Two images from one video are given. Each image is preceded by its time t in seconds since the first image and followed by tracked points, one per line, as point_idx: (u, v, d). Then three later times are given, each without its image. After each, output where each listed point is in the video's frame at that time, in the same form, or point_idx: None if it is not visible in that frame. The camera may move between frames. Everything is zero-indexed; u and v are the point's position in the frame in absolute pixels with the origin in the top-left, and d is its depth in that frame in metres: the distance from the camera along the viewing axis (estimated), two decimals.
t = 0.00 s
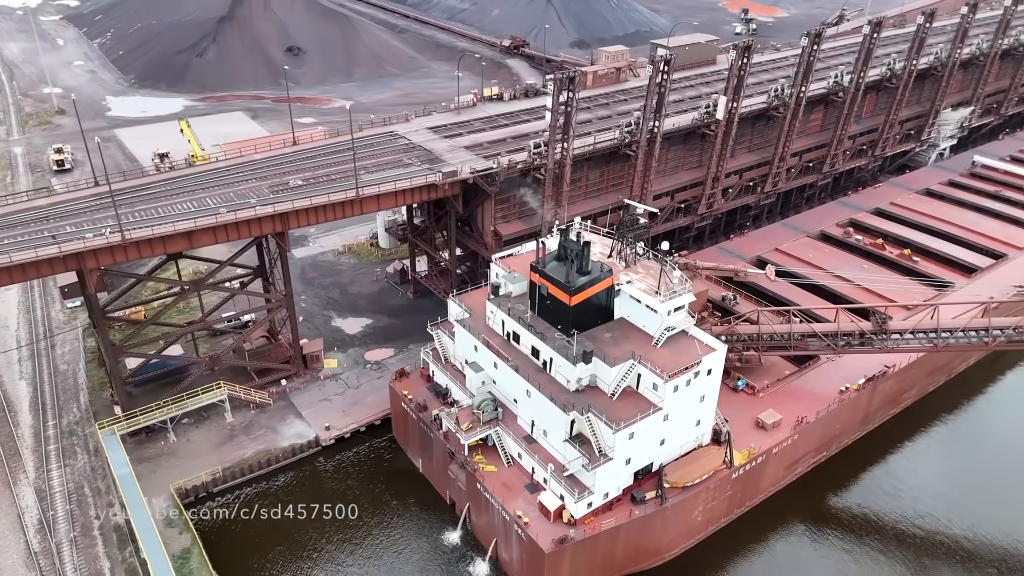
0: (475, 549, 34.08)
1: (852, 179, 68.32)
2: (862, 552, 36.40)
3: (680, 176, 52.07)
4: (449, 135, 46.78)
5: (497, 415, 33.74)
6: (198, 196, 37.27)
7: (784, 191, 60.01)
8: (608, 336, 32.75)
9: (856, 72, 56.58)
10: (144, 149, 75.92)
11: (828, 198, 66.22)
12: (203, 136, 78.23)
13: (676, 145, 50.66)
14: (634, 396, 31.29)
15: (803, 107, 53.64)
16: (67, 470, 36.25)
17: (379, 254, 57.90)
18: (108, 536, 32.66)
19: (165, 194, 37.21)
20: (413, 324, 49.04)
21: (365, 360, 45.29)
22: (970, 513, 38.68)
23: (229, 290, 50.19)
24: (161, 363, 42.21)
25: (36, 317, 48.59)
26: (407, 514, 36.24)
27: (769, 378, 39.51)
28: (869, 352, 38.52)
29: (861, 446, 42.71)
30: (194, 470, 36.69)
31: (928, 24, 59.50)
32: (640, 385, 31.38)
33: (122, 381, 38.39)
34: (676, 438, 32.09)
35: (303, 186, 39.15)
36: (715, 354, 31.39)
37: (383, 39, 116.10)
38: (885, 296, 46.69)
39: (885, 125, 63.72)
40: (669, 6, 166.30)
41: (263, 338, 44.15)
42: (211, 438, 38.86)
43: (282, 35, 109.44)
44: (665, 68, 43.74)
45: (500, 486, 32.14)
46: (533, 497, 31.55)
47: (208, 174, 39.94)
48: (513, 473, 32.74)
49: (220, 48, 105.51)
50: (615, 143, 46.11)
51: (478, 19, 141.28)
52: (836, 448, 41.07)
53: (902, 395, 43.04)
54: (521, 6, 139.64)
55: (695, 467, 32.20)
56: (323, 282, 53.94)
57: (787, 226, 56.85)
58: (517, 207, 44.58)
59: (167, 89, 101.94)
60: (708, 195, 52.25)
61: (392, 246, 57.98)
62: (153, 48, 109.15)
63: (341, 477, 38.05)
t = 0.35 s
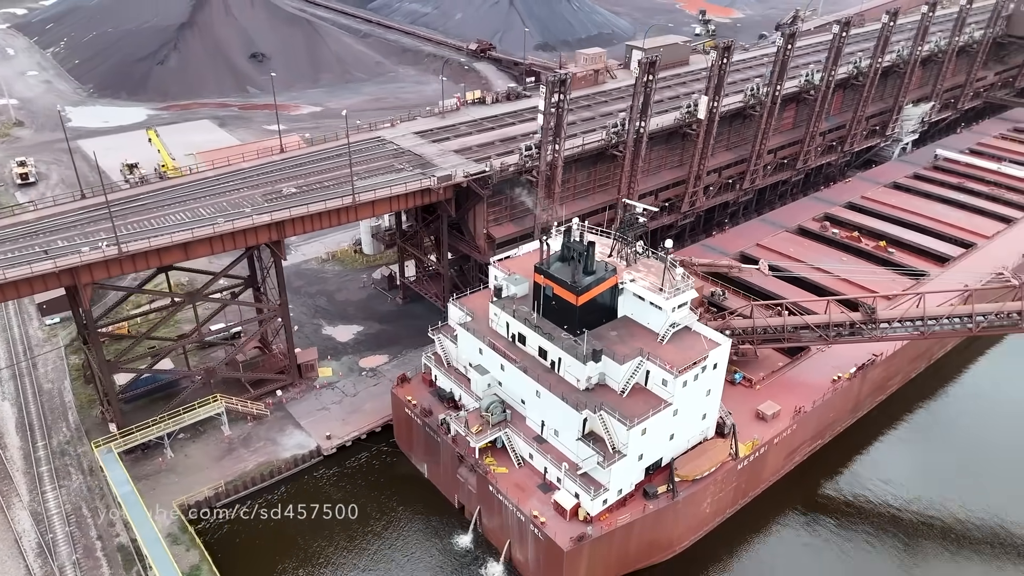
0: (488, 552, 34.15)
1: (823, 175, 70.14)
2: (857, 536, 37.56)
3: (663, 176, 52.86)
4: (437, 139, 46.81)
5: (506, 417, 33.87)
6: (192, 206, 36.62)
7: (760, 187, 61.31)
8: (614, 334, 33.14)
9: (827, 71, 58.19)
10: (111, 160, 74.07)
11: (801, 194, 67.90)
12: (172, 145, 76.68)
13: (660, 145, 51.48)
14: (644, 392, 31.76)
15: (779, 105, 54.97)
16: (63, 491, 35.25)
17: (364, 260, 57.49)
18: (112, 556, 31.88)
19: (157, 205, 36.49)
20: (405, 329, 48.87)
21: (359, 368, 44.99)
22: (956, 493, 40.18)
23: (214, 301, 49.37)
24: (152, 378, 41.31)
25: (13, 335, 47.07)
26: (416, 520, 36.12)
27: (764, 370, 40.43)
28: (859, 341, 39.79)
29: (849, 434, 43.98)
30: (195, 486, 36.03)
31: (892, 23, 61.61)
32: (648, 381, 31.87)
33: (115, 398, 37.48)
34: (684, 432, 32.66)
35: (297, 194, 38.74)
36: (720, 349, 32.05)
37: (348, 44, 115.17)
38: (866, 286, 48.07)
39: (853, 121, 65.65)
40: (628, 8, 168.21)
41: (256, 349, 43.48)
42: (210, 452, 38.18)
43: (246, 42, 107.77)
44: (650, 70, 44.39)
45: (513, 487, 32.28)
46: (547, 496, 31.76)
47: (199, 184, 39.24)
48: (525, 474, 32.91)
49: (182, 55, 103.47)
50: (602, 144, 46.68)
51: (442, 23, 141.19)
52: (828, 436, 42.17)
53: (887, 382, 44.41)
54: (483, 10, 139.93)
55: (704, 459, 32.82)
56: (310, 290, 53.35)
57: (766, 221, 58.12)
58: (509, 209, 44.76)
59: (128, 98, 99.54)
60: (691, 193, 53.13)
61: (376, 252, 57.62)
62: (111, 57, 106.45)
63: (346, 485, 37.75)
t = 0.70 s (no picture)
0: (499, 555, 34.26)
1: (793, 172, 71.90)
2: (848, 521, 38.70)
3: (645, 176, 53.61)
4: (423, 144, 46.71)
5: (513, 419, 34.15)
6: (184, 218, 35.96)
7: (737, 185, 62.59)
8: (618, 333, 33.55)
9: (798, 70, 59.70)
10: (76, 173, 72.04)
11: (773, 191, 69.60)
12: (139, 156, 74.91)
13: (642, 146, 52.22)
14: (651, 389, 32.24)
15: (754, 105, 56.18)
16: (58, 514, 34.21)
17: (347, 268, 56.98)
18: None
19: (148, 219, 35.75)
20: (396, 336, 48.63)
21: (353, 376, 44.64)
22: (938, 476, 41.62)
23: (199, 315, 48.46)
24: (143, 395, 40.34)
25: None
26: (423, 527, 36.07)
27: (757, 364, 41.35)
28: (847, 332, 41.16)
29: (836, 422, 45.26)
30: (197, 503, 35.31)
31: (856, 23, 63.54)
32: (655, 378, 32.36)
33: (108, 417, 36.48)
34: (689, 427, 33.25)
35: (290, 203, 38.30)
36: (723, 344, 32.76)
37: (311, 50, 113.83)
38: (845, 278, 49.53)
39: (821, 119, 67.47)
40: (587, 10, 169.74)
41: (248, 361, 42.78)
42: (208, 468, 37.46)
43: (207, 49, 105.82)
44: (635, 73, 44.87)
45: (524, 488, 32.43)
46: (559, 496, 32.01)
47: (187, 195, 38.52)
48: (535, 475, 33.10)
49: (142, 64, 101.12)
50: (588, 146, 47.18)
51: (403, 28, 140.64)
52: (818, 425, 43.30)
53: (870, 370, 45.82)
54: (445, 15, 139.76)
55: (709, 453, 33.45)
56: (295, 300, 52.68)
57: (744, 218, 59.32)
58: (499, 213, 44.86)
59: (86, 109, 96.84)
60: (673, 192, 53.99)
61: (360, 259, 57.12)
62: (66, 67, 103.43)
63: (351, 495, 37.45)
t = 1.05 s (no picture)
0: (505, 558, 34.35)
1: (761, 169, 73.59)
2: (833, 508, 39.82)
3: (624, 177, 54.34)
4: (406, 150, 46.58)
5: (515, 421, 34.24)
6: (172, 231, 35.28)
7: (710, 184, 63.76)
8: (616, 332, 33.97)
9: (765, 70, 61.22)
10: (36, 188, 69.80)
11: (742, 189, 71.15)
12: (102, 169, 73.00)
13: (620, 147, 52.91)
14: (653, 386, 32.72)
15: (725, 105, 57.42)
16: (50, 539, 33.12)
17: (327, 276, 56.35)
18: None
19: (134, 232, 34.98)
20: (383, 344, 48.30)
21: (343, 386, 44.22)
22: (917, 460, 43.07)
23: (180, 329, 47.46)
24: (130, 412, 39.30)
25: None
26: (427, 534, 35.95)
27: (745, 358, 42.25)
28: (830, 323, 42.32)
29: (819, 413, 46.51)
30: (195, 520, 34.57)
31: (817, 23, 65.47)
32: (656, 375, 32.86)
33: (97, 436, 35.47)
34: (689, 422, 33.84)
35: (278, 212, 37.83)
36: (719, 339, 33.45)
37: (271, 57, 112.19)
38: (821, 271, 50.91)
39: (786, 117, 69.26)
40: (544, 13, 170.80)
41: (237, 374, 42.05)
42: (203, 484, 36.71)
43: (163, 58, 103.64)
44: (615, 75, 45.38)
45: (531, 489, 32.60)
46: (566, 496, 32.24)
47: (172, 207, 37.78)
48: (540, 476, 33.29)
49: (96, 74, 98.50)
50: (570, 149, 47.60)
51: (362, 34, 139.70)
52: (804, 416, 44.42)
53: (850, 360, 47.22)
54: (404, 20, 139.24)
55: (710, 446, 34.08)
56: (276, 311, 51.91)
57: (719, 215, 60.40)
58: (486, 217, 44.95)
59: (39, 121, 93.78)
60: (651, 192, 54.82)
61: (339, 267, 56.57)
62: (15, 77, 99.97)
63: (352, 504, 37.13)
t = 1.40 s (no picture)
0: (510, 561, 34.42)
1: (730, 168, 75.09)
2: (819, 495, 40.89)
3: (603, 178, 54.95)
4: (389, 156, 46.40)
5: (516, 423, 34.35)
6: (159, 243, 34.58)
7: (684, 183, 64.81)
8: (614, 331, 34.35)
9: (734, 70, 62.54)
10: None
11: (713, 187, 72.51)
12: (65, 182, 70.99)
13: (598, 148, 53.49)
14: (652, 383, 33.18)
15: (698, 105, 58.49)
16: (41, 564, 32.12)
17: (307, 285, 55.66)
18: None
19: (121, 245, 34.17)
20: (370, 351, 47.94)
21: (334, 395, 43.77)
22: (894, 447, 44.49)
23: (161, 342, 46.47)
24: (117, 429, 38.33)
25: None
26: (430, 540, 35.87)
27: (732, 353, 43.08)
28: (813, 316, 43.41)
29: (801, 404, 47.65)
30: (193, 537, 33.92)
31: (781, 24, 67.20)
32: (655, 372, 33.32)
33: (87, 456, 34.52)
34: (687, 417, 34.40)
35: (267, 221, 37.32)
36: (714, 335, 34.10)
37: (231, 64, 110.33)
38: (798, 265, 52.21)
39: (754, 116, 70.85)
40: (503, 17, 171.34)
41: (225, 387, 41.32)
42: (198, 500, 36.00)
43: (120, 67, 101.21)
44: (596, 78, 45.91)
45: (536, 490, 32.75)
46: (571, 495, 32.49)
47: (156, 218, 37.01)
48: (543, 477, 33.47)
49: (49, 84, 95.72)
50: (552, 151, 47.93)
51: (323, 39, 138.44)
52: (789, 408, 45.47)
53: (830, 352, 48.50)
54: (365, 25, 138.32)
55: (709, 440, 34.69)
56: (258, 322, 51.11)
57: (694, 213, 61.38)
58: (472, 222, 44.97)
59: None
60: (630, 193, 55.56)
61: (319, 275, 55.93)
62: None
63: (353, 514, 36.81)
